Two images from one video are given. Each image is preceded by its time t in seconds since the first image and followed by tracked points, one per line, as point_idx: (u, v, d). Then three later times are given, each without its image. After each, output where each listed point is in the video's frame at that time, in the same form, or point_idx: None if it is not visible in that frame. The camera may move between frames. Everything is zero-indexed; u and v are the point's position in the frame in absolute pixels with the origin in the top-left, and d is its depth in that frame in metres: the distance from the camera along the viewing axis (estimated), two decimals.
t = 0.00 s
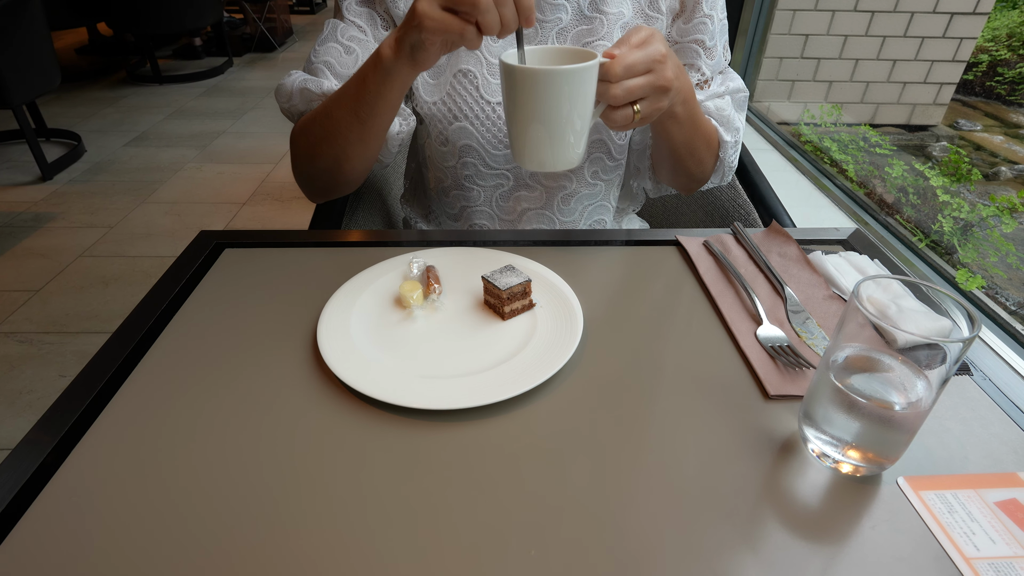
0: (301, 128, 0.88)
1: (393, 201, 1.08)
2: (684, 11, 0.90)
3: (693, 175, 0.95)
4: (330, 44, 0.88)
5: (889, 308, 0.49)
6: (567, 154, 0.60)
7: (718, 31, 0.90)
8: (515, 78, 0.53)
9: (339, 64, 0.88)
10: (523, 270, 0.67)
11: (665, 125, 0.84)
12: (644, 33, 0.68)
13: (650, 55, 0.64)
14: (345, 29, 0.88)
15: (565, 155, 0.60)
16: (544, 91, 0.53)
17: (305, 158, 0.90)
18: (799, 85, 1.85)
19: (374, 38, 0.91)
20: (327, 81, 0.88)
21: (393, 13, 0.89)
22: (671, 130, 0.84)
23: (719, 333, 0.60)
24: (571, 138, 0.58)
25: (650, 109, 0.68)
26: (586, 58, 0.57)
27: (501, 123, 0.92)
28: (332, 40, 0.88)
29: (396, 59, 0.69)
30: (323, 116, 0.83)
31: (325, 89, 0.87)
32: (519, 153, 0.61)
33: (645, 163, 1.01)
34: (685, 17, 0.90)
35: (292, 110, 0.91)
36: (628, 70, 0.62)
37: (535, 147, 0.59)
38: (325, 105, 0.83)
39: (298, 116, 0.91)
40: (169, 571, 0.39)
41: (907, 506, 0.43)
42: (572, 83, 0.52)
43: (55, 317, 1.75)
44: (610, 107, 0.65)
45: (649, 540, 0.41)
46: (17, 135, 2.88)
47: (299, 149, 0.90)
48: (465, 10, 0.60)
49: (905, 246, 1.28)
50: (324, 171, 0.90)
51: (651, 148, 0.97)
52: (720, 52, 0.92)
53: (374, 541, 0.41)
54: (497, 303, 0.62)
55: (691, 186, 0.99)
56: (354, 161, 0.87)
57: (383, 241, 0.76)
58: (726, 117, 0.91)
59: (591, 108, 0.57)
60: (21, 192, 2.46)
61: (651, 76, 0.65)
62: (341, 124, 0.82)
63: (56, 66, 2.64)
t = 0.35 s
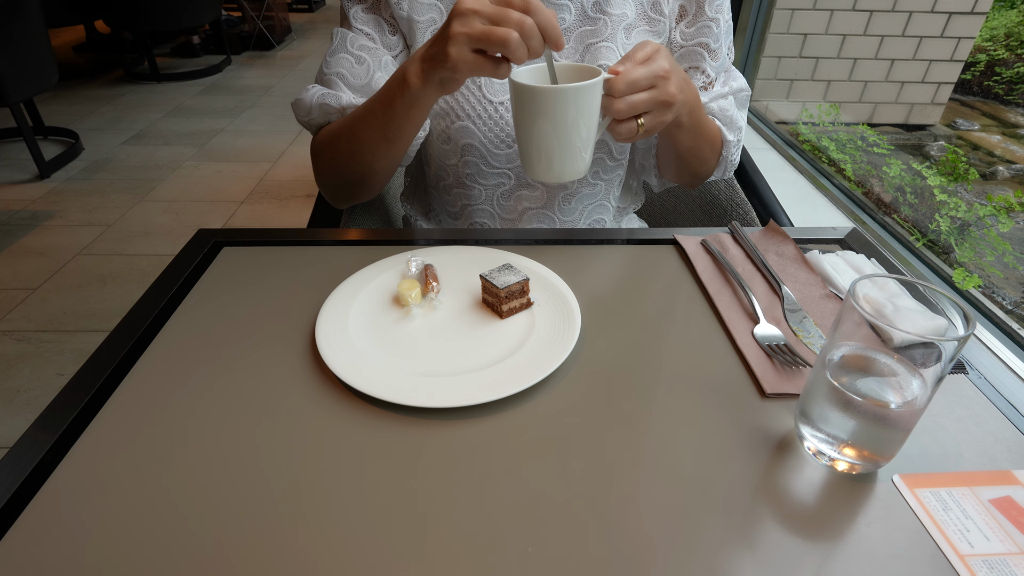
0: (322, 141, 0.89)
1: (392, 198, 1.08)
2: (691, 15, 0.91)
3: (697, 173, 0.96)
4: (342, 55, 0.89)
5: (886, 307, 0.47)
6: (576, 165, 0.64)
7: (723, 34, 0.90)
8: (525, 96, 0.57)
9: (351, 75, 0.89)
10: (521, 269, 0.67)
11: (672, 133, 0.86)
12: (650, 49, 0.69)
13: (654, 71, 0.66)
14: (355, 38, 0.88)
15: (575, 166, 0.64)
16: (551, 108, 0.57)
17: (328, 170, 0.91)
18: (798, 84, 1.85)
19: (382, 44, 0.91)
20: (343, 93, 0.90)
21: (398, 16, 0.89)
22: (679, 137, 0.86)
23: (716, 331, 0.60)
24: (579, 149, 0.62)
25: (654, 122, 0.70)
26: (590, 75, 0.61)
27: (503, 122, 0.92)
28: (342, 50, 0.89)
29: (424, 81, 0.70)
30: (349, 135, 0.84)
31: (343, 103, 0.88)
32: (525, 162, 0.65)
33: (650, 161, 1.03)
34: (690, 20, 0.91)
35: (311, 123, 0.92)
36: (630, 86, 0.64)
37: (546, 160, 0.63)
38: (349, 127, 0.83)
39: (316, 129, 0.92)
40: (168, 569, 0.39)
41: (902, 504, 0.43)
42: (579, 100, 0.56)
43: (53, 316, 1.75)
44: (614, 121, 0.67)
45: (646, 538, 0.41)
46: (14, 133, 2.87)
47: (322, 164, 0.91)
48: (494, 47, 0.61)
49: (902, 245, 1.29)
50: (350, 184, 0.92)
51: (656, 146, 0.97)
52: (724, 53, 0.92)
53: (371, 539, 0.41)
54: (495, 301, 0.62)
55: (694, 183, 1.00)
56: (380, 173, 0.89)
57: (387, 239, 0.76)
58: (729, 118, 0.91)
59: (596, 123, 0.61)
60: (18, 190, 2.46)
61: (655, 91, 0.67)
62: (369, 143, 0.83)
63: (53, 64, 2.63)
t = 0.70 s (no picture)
0: (328, 145, 0.90)
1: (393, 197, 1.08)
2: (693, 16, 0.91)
3: (695, 174, 0.97)
4: (347, 55, 0.89)
5: (882, 306, 0.48)
6: (568, 159, 0.65)
7: (723, 37, 0.91)
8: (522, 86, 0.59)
9: (356, 75, 0.89)
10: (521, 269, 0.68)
11: (669, 135, 0.87)
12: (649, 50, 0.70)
13: (649, 71, 0.66)
14: (360, 39, 0.88)
15: (567, 160, 0.65)
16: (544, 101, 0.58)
17: (336, 174, 0.92)
18: (797, 83, 1.85)
19: (386, 44, 0.91)
20: (349, 95, 0.90)
21: (400, 15, 0.89)
22: (676, 138, 0.87)
23: (714, 331, 0.61)
24: (570, 143, 0.63)
25: (645, 123, 0.69)
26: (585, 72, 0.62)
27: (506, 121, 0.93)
28: (347, 52, 0.89)
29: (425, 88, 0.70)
30: (354, 139, 0.84)
31: (349, 106, 0.88)
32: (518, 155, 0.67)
33: (650, 160, 1.03)
34: (690, 21, 0.91)
35: (317, 125, 0.92)
36: (623, 85, 0.64)
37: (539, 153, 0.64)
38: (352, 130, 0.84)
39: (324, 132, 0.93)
40: (170, 566, 0.39)
41: (898, 501, 0.43)
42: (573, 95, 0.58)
43: (53, 315, 1.75)
44: (605, 119, 0.68)
45: (644, 536, 0.41)
46: (13, 133, 2.87)
47: (330, 167, 0.92)
48: (477, 75, 0.60)
49: (900, 245, 1.29)
50: (358, 184, 0.93)
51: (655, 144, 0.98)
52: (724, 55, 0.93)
53: (371, 536, 0.41)
54: (494, 300, 0.62)
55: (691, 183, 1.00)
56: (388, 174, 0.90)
57: (389, 239, 0.76)
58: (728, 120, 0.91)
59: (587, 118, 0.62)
60: (17, 189, 2.46)
61: (648, 92, 0.67)
62: (375, 146, 0.84)
63: (52, 63, 2.63)
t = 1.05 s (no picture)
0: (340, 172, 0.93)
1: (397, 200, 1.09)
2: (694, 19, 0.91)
3: (694, 178, 0.97)
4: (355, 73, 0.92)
5: (883, 309, 0.49)
6: (573, 167, 0.65)
7: (724, 43, 0.92)
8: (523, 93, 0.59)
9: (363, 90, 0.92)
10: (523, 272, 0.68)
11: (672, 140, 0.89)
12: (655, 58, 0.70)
13: (654, 80, 0.66)
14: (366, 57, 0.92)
15: (572, 168, 0.65)
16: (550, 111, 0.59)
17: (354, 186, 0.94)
18: (798, 87, 1.86)
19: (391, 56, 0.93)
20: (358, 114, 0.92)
21: (404, 21, 0.90)
22: (678, 144, 0.89)
23: (715, 334, 0.61)
24: (575, 152, 0.63)
25: (650, 131, 0.70)
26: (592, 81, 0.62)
27: (510, 125, 0.92)
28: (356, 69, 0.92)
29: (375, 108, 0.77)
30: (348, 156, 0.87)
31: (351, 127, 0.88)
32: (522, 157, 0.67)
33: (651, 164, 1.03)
34: (691, 27, 0.92)
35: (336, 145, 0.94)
36: (630, 94, 0.64)
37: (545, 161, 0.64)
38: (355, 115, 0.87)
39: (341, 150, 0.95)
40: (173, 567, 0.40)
41: (899, 504, 0.44)
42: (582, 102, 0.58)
43: (56, 318, 1.76)
44: (612, 126, 0.68)
45: (645, 539, 0.41)
46: (18, 136, 2.89)
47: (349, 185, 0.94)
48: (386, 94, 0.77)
49: (901, 248, 1.29)
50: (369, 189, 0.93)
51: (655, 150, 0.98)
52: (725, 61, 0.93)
53: (374, 538, 0.41)
54: (496, 304, 0.62)
55: (690, 186, 1.01)
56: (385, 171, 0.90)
57: (391, 242, 0.77)
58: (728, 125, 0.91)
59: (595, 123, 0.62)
60: (21, 193, 2.47)
61: (655, 101, 0.67)
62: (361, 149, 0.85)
63: (56, 67, 2.65)
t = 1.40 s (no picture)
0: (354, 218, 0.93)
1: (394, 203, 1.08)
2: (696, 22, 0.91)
3: (696, 180, 0.97)
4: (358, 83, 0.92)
5: (883, 313, 0.49)
6: (599, 174, 0.64)
7: (727, 46, 0.91)
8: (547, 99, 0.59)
9: (364, 99, 0.91)
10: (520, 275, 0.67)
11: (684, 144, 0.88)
12: (673, 61, 0.70)
13: (677, 83, 0.66)
14: (367, 66, 0.92)
15: (597, 175, 0.64)
16: (578, 120, 0.58)
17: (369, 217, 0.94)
18: (799, 91, 1.86)
19: (393, 63, 0.92)
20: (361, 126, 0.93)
21: (404, 23, 0.90)
22: (691, 146, 0.88)
23: (714, 338, 0.60)
24: (602, 159, 0.62)
25: (673, 133, 0.69)
26: (619, 88, 0.61)
27: (511, 128, 0.92)
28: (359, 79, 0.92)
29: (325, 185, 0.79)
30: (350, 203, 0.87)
31: (351, 147, 0.89)
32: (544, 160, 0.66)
33: (651, 167, 1.03)
34: (693, 31, 0.91)
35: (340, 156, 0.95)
36: (655, 98, 0.64)
37: (570, 168, 0.63)
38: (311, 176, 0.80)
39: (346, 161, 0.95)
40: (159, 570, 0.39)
41: (899, 513, 0.43)
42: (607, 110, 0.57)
43: (55, 317, 1.76)
44: (635, 130, 0.67)
45: (641, 546, 0.40)
46: (19, 136, 2.89)
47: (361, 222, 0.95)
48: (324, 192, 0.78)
49: (902, 253, 1.29)
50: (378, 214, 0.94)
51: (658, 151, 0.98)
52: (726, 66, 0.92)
53: (364, 542, 0.41)
54: (493, 306, 0.62)
55: (690, 188, 1.00)
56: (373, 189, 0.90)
57: (389, 243, 0.76)
58: (729, 128, 0.91)
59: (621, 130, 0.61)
60: (21, 192, 2.47)
61: (677, 103, 0.66)
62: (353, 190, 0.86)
63: (58, 67, 2.65)
